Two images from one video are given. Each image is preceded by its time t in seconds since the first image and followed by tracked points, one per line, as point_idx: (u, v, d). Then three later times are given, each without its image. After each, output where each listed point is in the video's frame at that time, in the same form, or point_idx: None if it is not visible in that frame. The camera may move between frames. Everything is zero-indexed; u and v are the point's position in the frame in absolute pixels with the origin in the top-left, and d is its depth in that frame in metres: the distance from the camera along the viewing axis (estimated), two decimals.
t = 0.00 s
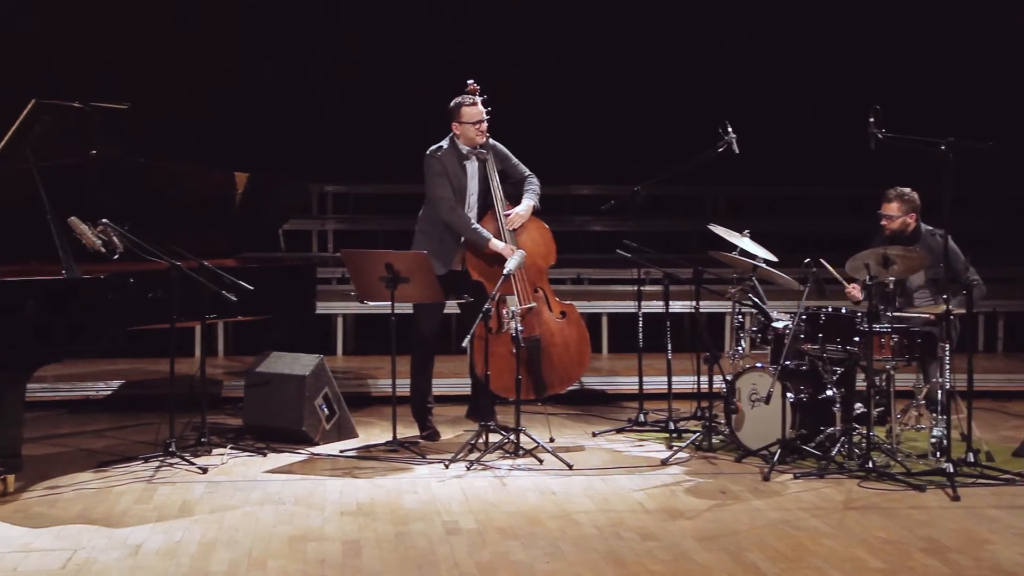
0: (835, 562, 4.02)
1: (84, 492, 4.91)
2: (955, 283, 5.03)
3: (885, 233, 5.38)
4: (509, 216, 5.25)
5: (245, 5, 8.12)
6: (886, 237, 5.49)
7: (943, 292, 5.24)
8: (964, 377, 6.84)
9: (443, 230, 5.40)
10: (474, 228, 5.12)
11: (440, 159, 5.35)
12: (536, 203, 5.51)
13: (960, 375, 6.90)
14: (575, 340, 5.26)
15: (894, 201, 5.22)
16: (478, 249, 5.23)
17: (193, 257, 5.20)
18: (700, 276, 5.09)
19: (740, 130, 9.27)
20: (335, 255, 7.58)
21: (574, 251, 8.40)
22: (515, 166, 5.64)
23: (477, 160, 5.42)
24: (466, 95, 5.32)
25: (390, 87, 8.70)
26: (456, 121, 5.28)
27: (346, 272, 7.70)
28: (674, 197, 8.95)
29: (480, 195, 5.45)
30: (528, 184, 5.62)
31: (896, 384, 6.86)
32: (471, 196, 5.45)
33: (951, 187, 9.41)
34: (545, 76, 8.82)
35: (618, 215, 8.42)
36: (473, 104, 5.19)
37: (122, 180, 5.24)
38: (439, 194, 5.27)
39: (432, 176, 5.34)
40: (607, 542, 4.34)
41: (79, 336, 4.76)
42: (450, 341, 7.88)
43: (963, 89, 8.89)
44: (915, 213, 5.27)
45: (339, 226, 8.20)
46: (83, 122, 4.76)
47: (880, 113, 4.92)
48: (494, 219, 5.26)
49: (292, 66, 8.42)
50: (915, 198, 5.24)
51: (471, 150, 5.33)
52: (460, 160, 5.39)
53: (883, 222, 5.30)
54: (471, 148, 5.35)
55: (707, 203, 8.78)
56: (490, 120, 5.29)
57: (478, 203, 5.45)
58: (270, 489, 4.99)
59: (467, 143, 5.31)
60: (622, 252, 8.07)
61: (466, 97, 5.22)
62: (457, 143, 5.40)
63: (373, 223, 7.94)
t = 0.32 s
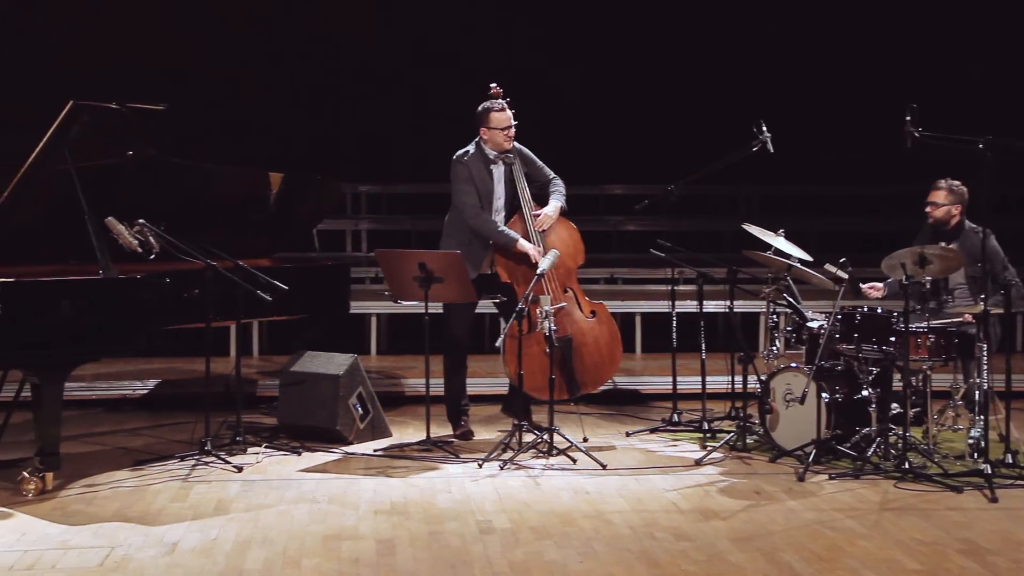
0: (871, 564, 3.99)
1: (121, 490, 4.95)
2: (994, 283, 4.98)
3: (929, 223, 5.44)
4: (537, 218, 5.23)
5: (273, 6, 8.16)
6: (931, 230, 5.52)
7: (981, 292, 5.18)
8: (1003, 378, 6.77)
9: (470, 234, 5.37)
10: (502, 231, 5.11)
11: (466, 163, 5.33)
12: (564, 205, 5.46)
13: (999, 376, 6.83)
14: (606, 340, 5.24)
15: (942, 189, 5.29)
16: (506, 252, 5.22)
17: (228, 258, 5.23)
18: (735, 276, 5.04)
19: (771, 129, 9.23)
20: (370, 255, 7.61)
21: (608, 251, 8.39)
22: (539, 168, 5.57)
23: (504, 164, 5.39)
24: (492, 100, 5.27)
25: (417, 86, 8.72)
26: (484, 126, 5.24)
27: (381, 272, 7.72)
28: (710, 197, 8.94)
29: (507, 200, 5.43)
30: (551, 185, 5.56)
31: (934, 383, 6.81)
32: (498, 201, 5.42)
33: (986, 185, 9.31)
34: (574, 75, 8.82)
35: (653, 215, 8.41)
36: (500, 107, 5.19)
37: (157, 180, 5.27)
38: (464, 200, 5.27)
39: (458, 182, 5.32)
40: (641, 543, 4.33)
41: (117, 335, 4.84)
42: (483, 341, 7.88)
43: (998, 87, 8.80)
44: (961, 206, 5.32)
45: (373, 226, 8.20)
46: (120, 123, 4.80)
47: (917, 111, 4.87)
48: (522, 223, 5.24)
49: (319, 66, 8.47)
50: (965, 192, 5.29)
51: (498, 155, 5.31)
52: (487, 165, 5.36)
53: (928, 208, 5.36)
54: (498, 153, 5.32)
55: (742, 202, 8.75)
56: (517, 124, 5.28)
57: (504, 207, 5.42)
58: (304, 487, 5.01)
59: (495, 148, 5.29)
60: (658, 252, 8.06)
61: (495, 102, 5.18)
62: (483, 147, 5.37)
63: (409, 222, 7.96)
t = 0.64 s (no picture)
0: (903, 565, 3.97)
1: (153, 488, 4.98)
2: None
3: (967, 217, 5.38)
4: (568, 216, 5.23)
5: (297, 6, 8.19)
6: (970, 227, 5.48)
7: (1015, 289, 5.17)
8: None
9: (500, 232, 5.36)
10: (534, 229, 5.11)
11: (497, 161, 5.33)
12: (594, 204, 5.47)
13: None
14: (636, 339, 5.25)
15: (984, 183, 5.25)
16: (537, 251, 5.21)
17: (258, 256, 5.26)
18: (765, 275, 5.03)
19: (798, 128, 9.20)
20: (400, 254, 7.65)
21: (638, 250, 8.38)
22: (571, 167, 5.58)
23: (534, 163, 5.40)
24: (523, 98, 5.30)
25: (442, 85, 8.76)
26: (514, 123, 5.26)
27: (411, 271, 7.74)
28: (740, 195, 8.93)
29: (536, 199, 5.45)
30: (582, 184, 5.55)
31: (967, 383, 6.76)
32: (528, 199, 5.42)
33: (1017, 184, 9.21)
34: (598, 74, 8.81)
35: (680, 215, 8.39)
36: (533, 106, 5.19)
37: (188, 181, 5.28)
38: (495, 197, 5.26)
39: (489, 178, 5.31)
40: (671, 543, 4.32)
41: (148, 334, 4.88)
42: (513, 340, 7.88)
43: None
44: (1002, 202, 5.27)
45: (403, 224, 8.06)
46: (151, 123, 4.83)
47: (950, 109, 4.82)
48: (553, 221, 5.24)
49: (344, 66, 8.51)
50: (1007, 185, 5.26)
51: (527, 153, 5.32)
52: (517, 163, 5.37)
53: (969, 202, 5.31)
54: (529, 151, 5.33)
55: (772, 201, 8.71)
56: (548, 123, 5.29)
57: (535, 205, 5.43)
58: (335, 486, 5.03)
59: (528, 147, 5.29)
60: (687, 252, 8.04)
61: (525, 99, 5.20)
62: (513, 146, 5.38)
63: (439, 222, 7.99)
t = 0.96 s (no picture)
0: (934, 565, 3.95)
1: (184, 486, 5.00)
2: None
3: (1004, 216, 5.35)
4: (605, 214, 5.25)
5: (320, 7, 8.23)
6: (1005, 228, 5.46)
7: None
8: None
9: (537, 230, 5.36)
10: (569, 228, 5.13)
11: (539, 159, 5.34)
12: (633, 202, 5.46)
13: None
14: (669, 339, 5.25)
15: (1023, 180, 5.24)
16: (573, 247, 5.26)
17: (288, 256, 5.28)
18: (796, 274, 5.02)
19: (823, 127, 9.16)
20: (429, 254, 7.67)
21: (667, 250, 8.37)
22: (612, 165, 5.58)
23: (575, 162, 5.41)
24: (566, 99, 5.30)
25: (467, 85, 8.75)
26: (556, 122, 5.24)
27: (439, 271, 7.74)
28: (771, 195, 8.91)
29: (576, 197, 5.44)
30: (624, 181, 5.55)
31: (1000, 384, 6.70)
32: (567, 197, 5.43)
33: None
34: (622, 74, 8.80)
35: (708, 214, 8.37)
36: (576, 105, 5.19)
37: (219, 181, 5.30)
38: (532, 194, 5.27)
39: (529, 176, 5.32)
40: (700, 543, 4.31)
41: (178, 333, 4.92)
42: (542, 340, 7.87)
43: None
44: None
45: (431, 224, 8.09)
46: (182, 124, 4.87)
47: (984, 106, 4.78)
48: (590, 220, 5.25)
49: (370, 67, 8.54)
50: None
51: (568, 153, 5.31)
52: (559, 162, 5.38)
53: (1007, 200, 5.30)
54: (570, 150, 5.34)
55: (802, 201, 8.68)
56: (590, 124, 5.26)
57: (574, 203, 5.44)
58: (364, 485, 5.04)
59: (567, 147, 5.28)
60: (715, 251, 8.02)
61: (569, 99, 5.19)
62: (555, 144, 5.39)
63: (468, 221, 7.99)
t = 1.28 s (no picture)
0: (966, 566, 3.92)
1: (214, 484, 5.03)
2: None
3: None
4: (637, 212, 5.27)
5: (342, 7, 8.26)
6: None
7: None
8: None
9: (568, 229, 5.39)
10: (600, 228, 5.16)
11: (576, 158, 5.38)
12: (670, 201, 5.50)
13: None
14: (699, 339, 5.26)
15: None
16: (606, 247, 5.26)
17: (316, 254, 5.30)
18: (825, 273, 5.00)
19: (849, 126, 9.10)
20: (456, 253, 7.69)
21: (695, 249, 8.36)
22: (652, 166, 5.58)
23: (613, 163, 5.45)
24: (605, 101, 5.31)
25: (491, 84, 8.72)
26: (594, 124, 5.26)
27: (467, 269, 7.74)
28: (800, 194, 8.88)
29: (612, 199, 5.49)
30: (662, 182, 5.58)
31: None
32: (602, 197, 5.48)
33: None
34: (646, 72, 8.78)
35: (736, 213, 8.32)
36: (615, 108, 5.20)
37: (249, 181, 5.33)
38: (566, 193, 5.30)
39: (566, 175, 5.36)
40: (730, 542, 4.30)
41: (206, 331, 4.95)
42: (570, 338, 7.85)
43: None
44: None
45: (459, 223, 8.13)
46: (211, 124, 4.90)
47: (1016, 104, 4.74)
48: (623, 219, 5.28)
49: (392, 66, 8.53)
50: None
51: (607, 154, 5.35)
52: (597, 163, 5.42)
53: None
54: (608, 152, 5.37)
55: (833, 199, 8.64)
56: (628, 126, 5.28)
57: (609, 203, 5.49)
58: (392, 483, 5.05)
59: (604, 149, 5.30)
60: (743, 250, 7.99)
61: (608, 101, 5.21)
62: (594, 145, 5.43)
63: (493, 219, 7.96)
